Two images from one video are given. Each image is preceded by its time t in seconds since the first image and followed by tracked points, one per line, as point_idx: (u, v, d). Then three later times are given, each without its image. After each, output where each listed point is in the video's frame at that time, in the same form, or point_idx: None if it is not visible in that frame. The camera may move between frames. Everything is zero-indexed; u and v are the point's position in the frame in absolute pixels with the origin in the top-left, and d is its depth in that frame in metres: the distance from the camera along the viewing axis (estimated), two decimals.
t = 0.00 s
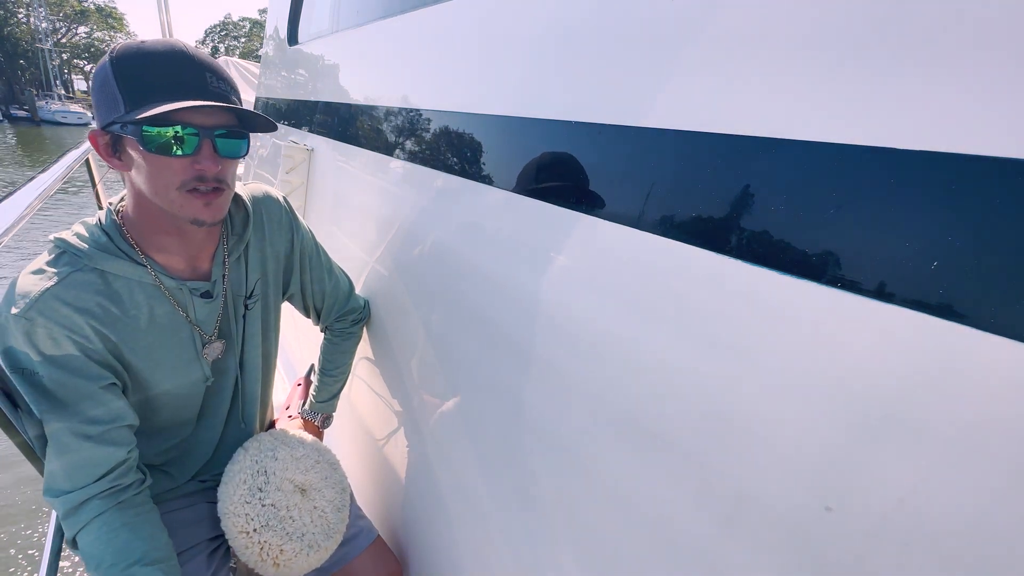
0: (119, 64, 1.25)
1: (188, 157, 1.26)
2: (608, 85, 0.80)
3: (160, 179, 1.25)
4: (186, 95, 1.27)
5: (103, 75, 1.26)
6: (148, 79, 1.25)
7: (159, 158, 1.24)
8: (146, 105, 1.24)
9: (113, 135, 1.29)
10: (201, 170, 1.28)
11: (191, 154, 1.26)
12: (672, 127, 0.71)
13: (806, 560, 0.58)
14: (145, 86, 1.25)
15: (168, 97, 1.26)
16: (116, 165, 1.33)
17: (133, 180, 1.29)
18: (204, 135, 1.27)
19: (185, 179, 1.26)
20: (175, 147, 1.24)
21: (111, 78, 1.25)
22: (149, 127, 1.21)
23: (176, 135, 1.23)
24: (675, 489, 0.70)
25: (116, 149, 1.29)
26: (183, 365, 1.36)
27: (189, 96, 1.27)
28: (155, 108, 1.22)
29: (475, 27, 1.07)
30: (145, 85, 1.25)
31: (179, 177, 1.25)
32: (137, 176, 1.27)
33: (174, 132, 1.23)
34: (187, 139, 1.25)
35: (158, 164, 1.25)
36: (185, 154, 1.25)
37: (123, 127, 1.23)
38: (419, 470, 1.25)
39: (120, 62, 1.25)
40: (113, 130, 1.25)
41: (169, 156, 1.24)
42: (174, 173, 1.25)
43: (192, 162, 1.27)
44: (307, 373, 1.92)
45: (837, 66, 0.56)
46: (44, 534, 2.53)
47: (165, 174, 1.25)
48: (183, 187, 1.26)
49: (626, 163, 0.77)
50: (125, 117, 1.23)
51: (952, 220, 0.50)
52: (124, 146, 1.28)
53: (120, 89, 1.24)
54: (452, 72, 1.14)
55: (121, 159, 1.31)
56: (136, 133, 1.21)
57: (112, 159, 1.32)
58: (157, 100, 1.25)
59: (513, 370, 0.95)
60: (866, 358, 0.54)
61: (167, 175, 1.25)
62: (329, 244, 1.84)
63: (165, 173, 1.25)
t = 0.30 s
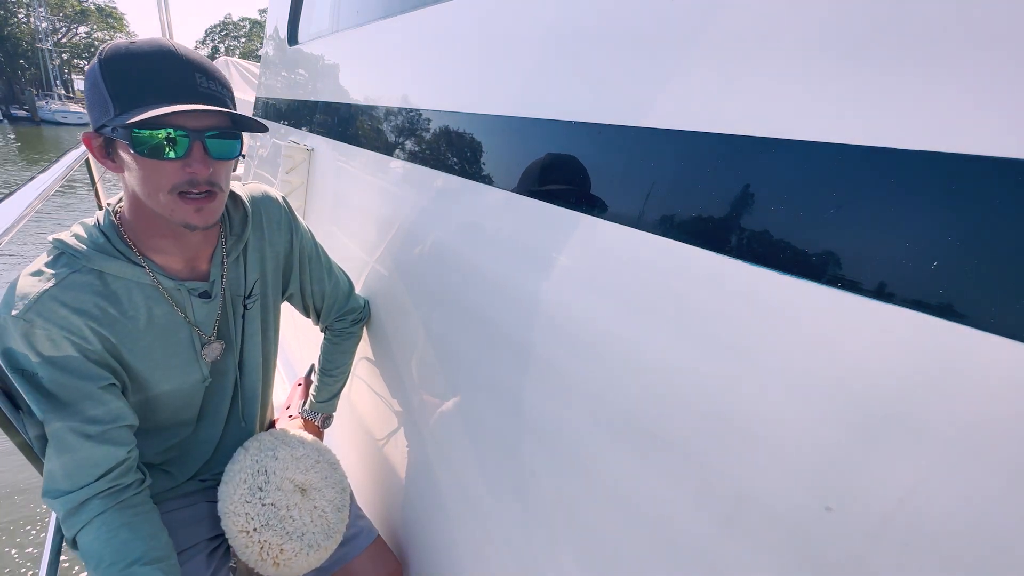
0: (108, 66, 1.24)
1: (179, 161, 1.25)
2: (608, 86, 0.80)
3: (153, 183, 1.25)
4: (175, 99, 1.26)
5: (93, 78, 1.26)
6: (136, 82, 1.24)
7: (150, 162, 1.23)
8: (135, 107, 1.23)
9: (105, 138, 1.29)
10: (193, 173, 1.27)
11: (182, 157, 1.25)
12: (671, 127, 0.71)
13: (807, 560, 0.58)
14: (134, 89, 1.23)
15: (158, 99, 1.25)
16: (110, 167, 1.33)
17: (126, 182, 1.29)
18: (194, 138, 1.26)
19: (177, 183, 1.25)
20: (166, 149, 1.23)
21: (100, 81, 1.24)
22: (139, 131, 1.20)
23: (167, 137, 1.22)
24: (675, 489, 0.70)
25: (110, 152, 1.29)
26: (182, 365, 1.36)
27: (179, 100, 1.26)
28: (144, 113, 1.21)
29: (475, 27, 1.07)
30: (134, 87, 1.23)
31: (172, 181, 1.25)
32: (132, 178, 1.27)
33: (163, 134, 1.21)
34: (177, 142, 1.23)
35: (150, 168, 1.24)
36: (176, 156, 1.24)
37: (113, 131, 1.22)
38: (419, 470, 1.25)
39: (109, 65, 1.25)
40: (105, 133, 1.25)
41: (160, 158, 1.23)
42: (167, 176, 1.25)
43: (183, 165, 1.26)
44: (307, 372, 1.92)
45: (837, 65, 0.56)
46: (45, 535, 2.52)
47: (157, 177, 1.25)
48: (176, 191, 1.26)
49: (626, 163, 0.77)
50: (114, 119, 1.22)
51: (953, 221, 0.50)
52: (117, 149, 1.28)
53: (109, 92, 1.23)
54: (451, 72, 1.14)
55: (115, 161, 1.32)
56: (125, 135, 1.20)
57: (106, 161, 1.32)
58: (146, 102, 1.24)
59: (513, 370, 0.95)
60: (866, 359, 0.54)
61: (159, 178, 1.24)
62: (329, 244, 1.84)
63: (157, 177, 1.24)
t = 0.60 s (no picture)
0: (103, 77, 1.20)
1: (177, 177, 1.22)
2: (609, 86, 0.79)
3: (152, 193, 1.22)
4: (173, 117, 1.23)
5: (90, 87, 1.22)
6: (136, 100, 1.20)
7: (149, 178, 1.21)
8: (135, 127, 1.20)
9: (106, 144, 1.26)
10: (191, 189, 1.24)
11: (180, 174, 1.22)
12: (671, 127, 0.71)
13: (806, 560, 0.58)
14: (133, 106, 1.20)
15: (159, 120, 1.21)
16: (113, 170, 1.32)
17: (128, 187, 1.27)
18: (192, 154, 1.22)
19: (175, 198, 1.23)
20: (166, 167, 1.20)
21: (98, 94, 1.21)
22: (136, 151, 1.18)
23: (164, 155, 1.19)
24: (676, 489, 0.69)
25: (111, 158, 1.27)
26: (185, 361, 1.36)
27: (176, 118, 1.23)
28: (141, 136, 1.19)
29: (475, 27, 1.07)
30: (134, 105, 1.20)
31: (169, 194, 1.22)
32: (132, 187, 1.25)
33: (161, 152, 1.18)
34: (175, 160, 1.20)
35: (149, 183, 1.22)
36: (173, 171, 1.21)
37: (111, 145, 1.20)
38: (419, 470, 1.25)
39: (106, 77, 1.20)
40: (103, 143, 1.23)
41: (158, 173, 1.20)
42: (165, 191, 1.22)
43: (182, 180, 1.23)
44: (307, 372, 1.92)
45: (837, 65, 0.56)
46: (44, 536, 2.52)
47: (156, 189, 1.22)
48: (174, 204, 1.23)
49: (626, 164, 0.77)
50: (113, 138, 1.19)
51: (953, 221, 0.50)
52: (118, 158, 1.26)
53: (106, 107, 1.20)
54: (452, 73, 1.14)
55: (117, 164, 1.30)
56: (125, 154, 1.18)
57: (108, 164, 1.31)
58: (147, 122, 1.21)
59: (513, 370, 0.95)
60: (866, 359, 0.54)
61: (158, 190, 1.22)
62: (329, 244, 1.84)
63: (156, 191, 1.22)
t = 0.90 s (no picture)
0: (107, 88, 1.16)
1: (177, 192, 1.21)
2: (609, 86, 0.79)
3: (151, 203, 1.22)
4: (176, 138, 1.20)
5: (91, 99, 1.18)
6: (140, 118, 1.17)
7: (149, 190, 1.19)
8: (138, 145, 1.17)
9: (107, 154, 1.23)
10: (192, 203, 1.23)
11: (180, 189, 1.21)
12: (671, 127, 0.71)
13: (807, 559, 0.58)
14: (137, 125, 1.17)
15: (163, 139, 1.19)
16: (114, 176, 1.29)
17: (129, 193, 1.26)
18: (194, 171, 1.21)
19: (176, 211, 1.22)
20: (167, 183, 1.19)
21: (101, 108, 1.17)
22: (137, 170, 1.15)
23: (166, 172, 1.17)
24: (676, 488, 0.69)
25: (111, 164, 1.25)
26: (187, 361, 1.37)
27: (179, 140, 1.20)
28: (143, 156, 1.16)
29: (475, 28, 1.07)
30: (137, 123, 1.17)
31: (168, 206, 1.22)
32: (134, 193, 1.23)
33: (164, 171, 1.17)
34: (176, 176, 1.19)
35: (149, 194, 1.20)
36: (174, 186, 1.19)
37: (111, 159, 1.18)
38: (419, 470, 1.25)
39: (110, 90, 1.16)
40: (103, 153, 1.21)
41: (157, 187, 1.19)
42: (166, 204, 1.21)
43: (182, 195, 1.22)
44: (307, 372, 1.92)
45: (836, 65, 0.56)
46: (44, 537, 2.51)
47: (155, 201, 1.21)
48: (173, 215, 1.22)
49: (627, 164, 0.77)
50: (113, 153, 1.16)
51: (952, 220, 0.50)
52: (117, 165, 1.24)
53: (109, 120, 1.17)
54: (452, 73, 1.14)
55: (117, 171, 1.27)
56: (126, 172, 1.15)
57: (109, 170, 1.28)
58: (150, 141, 1.18)
59: (513, 370, 0.95)
60: (866, 358, 0.54)
61: (157, 201, 1.21)
62: (329, 244, 1.84)
63: (157, 203, 1.21)
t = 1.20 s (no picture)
0: (122, 89, 1.15)
1: (184, 196, 1.20)
2: (609, 87, 0.79)
3: (157, 205, 1.21)
4: (189, 142, 1.20)
5: (104, 99, 1.17)
6: (154, 122, 1.17)
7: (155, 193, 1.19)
8: (150, 149, 1.17)
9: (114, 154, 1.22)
10: (198, 207, 1.23)
11: (188, 193, 1.20)
12: (671, 127, 0.71)
13: (807, 559, 0.58)
14: (151, 128, 1.17)
15: (176, 144, 1.19)
16: (116, 174, 1.27)
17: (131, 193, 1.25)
18: (203, 176, 1.20)
19: (182, 214, 1.22)
20: (173, 186, 1.17)
21: (113, 110, 1.16)
22: (147, 172, 1.15)
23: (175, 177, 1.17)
24: (676, 489, 0.69)
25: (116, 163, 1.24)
26: (187, 363, 1.37)
27: (191, 143, 1.21)
28: (155, 158, 1.16)
29: (475, 28, 1.07)
30: (151, 126, 1.17)
31: (175, 209, 1.21)
32: (137, 195, 1.23)
33: (172, 176, 1.15)
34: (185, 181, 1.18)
35: (155, 197, 1.19)
36: (180, 190, 1.19)
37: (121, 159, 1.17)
38: (419, 470, 1.25)
39: (124, 93, 1.16)
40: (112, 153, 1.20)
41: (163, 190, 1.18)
42: (171, 206, 1.21)
43: (189, 199, 1.21)
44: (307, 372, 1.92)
45: (836, 65, 0.56)
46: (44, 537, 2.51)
47: (161, 203, 1.21)
48: (180, 218, 1.22)
49: (627, 164, 0.77)
50: (124, 154, 1.16)
51: (952, 220, 0.50)
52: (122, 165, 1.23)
53: (122, 121, 1.16)
54: (452, 73, 1.14)
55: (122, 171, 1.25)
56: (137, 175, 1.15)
57: (113, 168, 1.26)
58: (163, 145, 1.18)
59: (513, 370, 0.95)
60: (867, 358, 0.54)
61: (163, 204, 1.20)
62: (329, 244, 1.84)
63: (162, 205, 1.20)
